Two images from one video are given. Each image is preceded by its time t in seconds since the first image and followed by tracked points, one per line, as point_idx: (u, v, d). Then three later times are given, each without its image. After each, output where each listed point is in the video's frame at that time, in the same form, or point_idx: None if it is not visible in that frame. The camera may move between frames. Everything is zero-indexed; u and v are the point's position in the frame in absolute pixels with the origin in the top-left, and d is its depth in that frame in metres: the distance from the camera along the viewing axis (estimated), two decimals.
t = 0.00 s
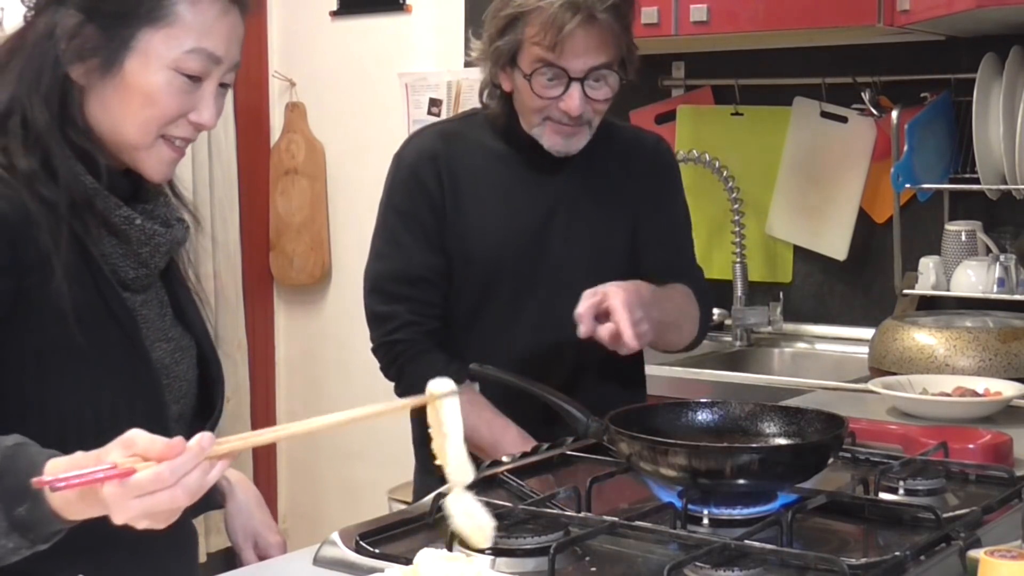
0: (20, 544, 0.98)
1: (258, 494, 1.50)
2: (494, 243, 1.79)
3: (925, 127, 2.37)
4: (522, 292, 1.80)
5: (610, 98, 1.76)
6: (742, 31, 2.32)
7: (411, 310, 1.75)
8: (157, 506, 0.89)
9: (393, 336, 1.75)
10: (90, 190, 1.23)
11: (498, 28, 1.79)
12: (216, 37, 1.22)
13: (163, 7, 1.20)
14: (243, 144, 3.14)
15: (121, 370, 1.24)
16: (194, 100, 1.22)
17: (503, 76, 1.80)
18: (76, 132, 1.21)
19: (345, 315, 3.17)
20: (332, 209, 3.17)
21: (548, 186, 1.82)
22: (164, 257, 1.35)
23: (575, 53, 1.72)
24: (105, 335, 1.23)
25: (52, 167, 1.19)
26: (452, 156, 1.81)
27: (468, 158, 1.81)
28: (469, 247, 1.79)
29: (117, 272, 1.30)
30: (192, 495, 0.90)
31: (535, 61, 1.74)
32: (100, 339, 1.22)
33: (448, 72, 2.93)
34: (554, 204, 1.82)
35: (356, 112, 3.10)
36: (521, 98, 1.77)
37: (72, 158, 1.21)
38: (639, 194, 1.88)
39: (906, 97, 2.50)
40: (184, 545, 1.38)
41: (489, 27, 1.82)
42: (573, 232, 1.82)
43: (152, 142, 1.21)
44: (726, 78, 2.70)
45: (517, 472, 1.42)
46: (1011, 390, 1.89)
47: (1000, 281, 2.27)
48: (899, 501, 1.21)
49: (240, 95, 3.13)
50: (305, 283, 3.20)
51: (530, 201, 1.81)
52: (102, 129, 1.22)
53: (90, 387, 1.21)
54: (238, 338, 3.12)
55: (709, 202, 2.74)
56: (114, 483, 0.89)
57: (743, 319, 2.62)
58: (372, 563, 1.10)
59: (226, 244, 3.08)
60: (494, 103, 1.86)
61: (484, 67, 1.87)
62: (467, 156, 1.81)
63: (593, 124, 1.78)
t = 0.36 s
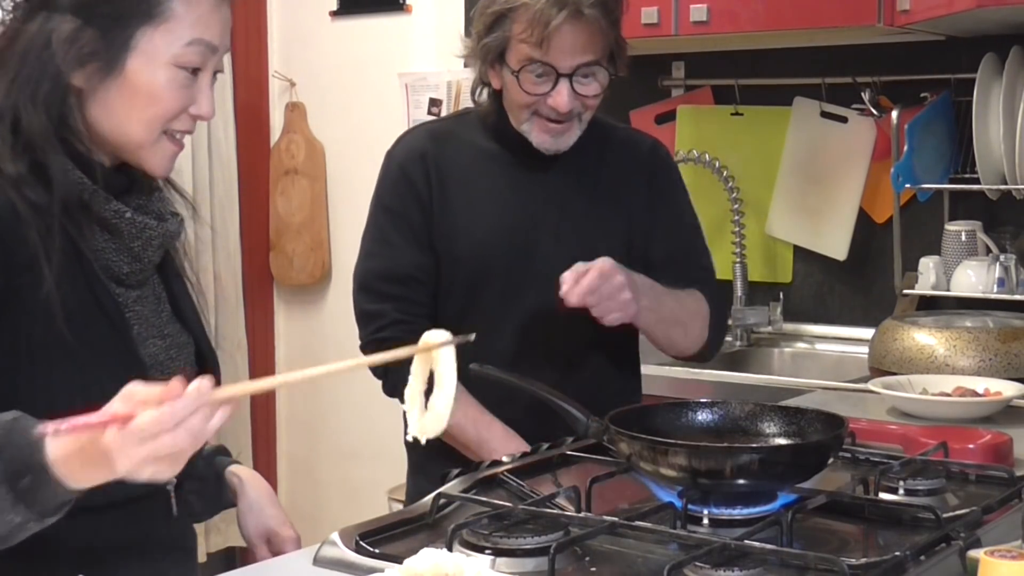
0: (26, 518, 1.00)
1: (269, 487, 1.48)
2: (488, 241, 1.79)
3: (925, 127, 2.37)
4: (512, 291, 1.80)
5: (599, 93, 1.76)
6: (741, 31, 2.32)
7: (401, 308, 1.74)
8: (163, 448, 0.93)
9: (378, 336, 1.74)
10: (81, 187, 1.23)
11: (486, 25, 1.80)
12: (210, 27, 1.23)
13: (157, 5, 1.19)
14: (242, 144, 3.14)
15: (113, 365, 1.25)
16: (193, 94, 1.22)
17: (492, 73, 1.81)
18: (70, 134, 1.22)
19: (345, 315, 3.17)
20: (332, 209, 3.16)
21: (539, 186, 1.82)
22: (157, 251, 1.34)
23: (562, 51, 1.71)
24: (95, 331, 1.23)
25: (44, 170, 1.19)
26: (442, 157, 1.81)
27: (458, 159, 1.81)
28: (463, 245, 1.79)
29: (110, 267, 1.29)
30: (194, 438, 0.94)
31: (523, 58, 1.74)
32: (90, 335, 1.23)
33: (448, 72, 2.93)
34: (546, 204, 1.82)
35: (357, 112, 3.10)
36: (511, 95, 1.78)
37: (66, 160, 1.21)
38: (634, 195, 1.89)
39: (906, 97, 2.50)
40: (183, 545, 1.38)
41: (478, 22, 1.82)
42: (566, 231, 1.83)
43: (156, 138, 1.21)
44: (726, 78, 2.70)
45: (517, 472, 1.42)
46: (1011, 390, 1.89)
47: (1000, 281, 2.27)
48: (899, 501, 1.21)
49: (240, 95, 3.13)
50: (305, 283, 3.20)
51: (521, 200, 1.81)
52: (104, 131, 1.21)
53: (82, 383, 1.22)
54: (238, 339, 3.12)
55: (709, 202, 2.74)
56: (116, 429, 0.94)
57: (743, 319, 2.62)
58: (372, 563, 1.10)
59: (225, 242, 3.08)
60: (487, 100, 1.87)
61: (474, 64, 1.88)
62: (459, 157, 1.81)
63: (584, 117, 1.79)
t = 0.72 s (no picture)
0: (245, 440, 0.94)
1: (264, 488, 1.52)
2: (487, 240, 1.79)
3: (925, 127, 2.37)
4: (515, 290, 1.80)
5: (600, 90, 1.77)
6: (741, 31, 2.33)
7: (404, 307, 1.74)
8: (414, 337, 0.96)
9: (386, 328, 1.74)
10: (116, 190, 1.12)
11: (487, 23, 1.80)
12: (227, 15, 1.13)
13: None
14: (242, 144, 3.14)
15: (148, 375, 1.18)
16: (216, 84, 1.14)
17: (492, 71, 1.81)
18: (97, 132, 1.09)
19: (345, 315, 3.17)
20: (332, 210, 3.17)
21: (540, 185, 1.83)
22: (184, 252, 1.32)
23: (563, 48, 1.72)
24: (135, 336, 1.15)
25: (85, 173, 1.08)
26: (447, 154, 1.81)
27: (462, 158, 1.81)
28: (463, 243, 1.79)
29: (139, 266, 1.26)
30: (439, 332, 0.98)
31: (524, 56, 1.74)
32: (129, 342, 1.15)
33: (448, 73, 2.93)
34: (546, 203, 1.82)
35: (356, 112, 3.10)
36: (509, 92, 1.78)
37: (98, 159, 1.09)
38: (632, 194, 1.89)
39: (906, 98, 2.50)
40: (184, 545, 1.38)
41: (477, 21, 1.83)
42: (567, 231, 1.83)
43: (183, 132, 1.13)
44: (726, 78, 2.70)
45: (517, 472, 1.42)
46: (1011, 390, 1.89)
47: (1000, 281, 2.27)
48: (899, 501, 1.21)
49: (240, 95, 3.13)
50: (305, 283, 3.20)
51: (523, 199, 1.81)
52: (130, 127, 1.11)
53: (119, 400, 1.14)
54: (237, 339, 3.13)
55: (709, 202, 2.74)
56: (372, 317, 0.95)
57: (744, 319, 2.62)
58: (372, 563, 1.10)
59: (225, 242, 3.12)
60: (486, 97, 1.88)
61: (473, 63, 1.88)
62: (461, 156, 1.81)
63: (584, 114, 1.79)
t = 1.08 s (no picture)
0: (456, 385, 0.96)
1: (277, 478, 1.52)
2: (486, 240, 1.79)
3: (925, 127, 2.36)
4: (517, 291, 1.79)
5: (600, 85, 1.77)
6: (741, 31, 2.32)
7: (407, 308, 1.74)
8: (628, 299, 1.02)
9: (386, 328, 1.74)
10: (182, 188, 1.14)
11: (489, 18, 1.80)
12: (268, 13, 1.14)
13: None
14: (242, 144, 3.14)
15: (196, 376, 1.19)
16: (260, 84, 1.14)
17: (492, 68, 1.81)
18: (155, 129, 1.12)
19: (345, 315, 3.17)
20: (332, 210, 3.17)
21: (539, 185, 1.83)
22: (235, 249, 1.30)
23: (564, 42, 1.73)
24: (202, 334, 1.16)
25: (156, 165, 1.09)
26: (447, 156, 1.81)
27: (462, 160, 1.81)
28: (463, 243, 1.79)
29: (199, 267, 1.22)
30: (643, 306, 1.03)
31: (525, 50, 1.75)
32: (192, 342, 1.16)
33: (448, 73, 2.93)
34: (546, 203, 1.82)
35: (356, 112, 3.10)
36: (509, 88, 1.78)
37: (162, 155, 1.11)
38: (631, 195, 1.90)
39: (905, 98, 2.50)
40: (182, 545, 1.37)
41: (478, 18, 1.83)
42: (567, 231, 1.83)
43: (227, 131, 1.15)
44: (725, 78, 2.70)
45: (517, 472, 1.42)
46: (1010, 390, 1.89)
47: (999, 281, 2.27)
48: (898, 501, 1.21)
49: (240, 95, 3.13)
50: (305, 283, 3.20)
51: (523, 199, 1.81)
52: (180, 126, 1.14)
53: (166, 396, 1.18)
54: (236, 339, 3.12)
55: (708, 202, 2.74)
56: (591, 278, 1.00)
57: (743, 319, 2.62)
58: (371, 564, 1.10)
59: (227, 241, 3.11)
60: (485, 97, 1.87)
61: (473, 61, 1.88)
62: (461, 158, 1.82)
63: (584, 110, 1.80)
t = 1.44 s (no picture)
0: (468, 401, 0.98)
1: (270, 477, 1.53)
2: (486, 240, 1.79)
3: (925, 127, 2.36)
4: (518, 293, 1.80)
5: (597, 84, 1.77)
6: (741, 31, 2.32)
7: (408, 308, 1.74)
8: (636, 319, 1.16)
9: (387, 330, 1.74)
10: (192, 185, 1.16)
11: (485, 17, 1.80)
12: (270, 20, 1.14)
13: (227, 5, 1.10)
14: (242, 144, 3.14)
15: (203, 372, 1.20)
16: (259, 91, 1.15)
17: (491, 67, 1.82)
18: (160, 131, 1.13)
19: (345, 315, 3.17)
20: (332, 210, 3.17)
21: (539, 185, 1.83)
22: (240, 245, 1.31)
23: (560, 41, 1.73)
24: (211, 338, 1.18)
25: (163, 163, 1.11)
26: (448, 156, 1.81)
27: (462, 161, 1.82)
28: (463, 243, 1.79)
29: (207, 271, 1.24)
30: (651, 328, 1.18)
31: (522, 49, 1.75)
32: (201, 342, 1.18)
33: (448, 73, 2.93)
34: (547, 203, 1.83)
35: (356, 112, 3.10)
36: (507, 87, 1.79)
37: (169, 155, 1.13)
38: (632, 194, 1.89)
39: (905, 97, 2.50)
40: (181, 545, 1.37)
41: (476, 16, 1.83)
42: (568, 230, 1.83)
43: (224, 135, 1.16)
44: (725, 78, 2.70)
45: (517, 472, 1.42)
46: (1010, 390, 1.89)
47: (1000, 281, 2.27)
48: (898, 501, 1.21)
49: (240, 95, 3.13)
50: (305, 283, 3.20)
51: (524, 198, 1.82)
52: (181, 132, 1.15)
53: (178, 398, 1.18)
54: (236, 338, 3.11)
55: (707, 202, 2.74)
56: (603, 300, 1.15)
57: (743, 319, 2.62)
58: (371, 564, 1.10)
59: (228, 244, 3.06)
60: (485, 97, 1.87)
61: (473, 60, 1.88)
62: (462, 158, 1.82)
63: (581, 109, 1.80)
